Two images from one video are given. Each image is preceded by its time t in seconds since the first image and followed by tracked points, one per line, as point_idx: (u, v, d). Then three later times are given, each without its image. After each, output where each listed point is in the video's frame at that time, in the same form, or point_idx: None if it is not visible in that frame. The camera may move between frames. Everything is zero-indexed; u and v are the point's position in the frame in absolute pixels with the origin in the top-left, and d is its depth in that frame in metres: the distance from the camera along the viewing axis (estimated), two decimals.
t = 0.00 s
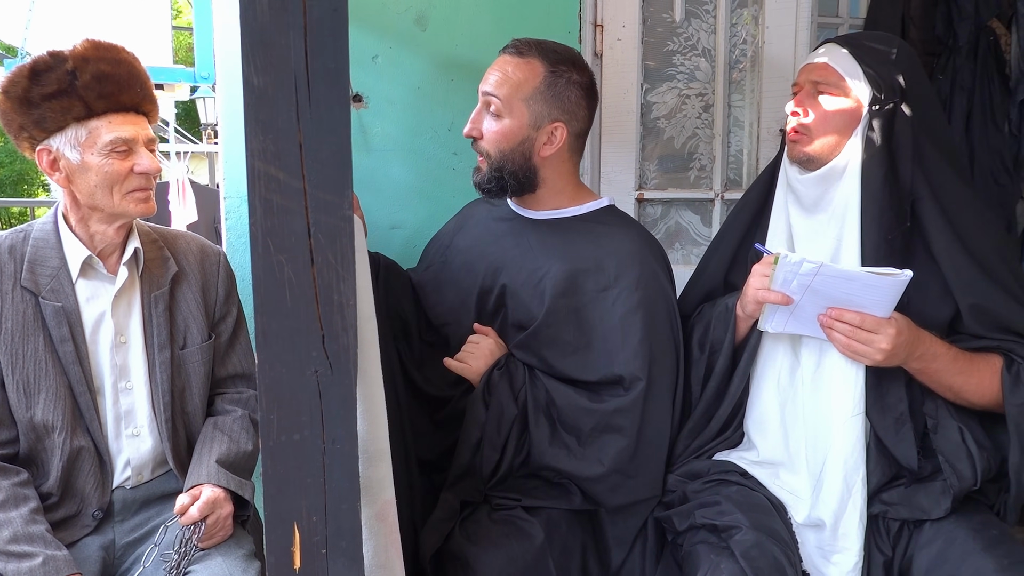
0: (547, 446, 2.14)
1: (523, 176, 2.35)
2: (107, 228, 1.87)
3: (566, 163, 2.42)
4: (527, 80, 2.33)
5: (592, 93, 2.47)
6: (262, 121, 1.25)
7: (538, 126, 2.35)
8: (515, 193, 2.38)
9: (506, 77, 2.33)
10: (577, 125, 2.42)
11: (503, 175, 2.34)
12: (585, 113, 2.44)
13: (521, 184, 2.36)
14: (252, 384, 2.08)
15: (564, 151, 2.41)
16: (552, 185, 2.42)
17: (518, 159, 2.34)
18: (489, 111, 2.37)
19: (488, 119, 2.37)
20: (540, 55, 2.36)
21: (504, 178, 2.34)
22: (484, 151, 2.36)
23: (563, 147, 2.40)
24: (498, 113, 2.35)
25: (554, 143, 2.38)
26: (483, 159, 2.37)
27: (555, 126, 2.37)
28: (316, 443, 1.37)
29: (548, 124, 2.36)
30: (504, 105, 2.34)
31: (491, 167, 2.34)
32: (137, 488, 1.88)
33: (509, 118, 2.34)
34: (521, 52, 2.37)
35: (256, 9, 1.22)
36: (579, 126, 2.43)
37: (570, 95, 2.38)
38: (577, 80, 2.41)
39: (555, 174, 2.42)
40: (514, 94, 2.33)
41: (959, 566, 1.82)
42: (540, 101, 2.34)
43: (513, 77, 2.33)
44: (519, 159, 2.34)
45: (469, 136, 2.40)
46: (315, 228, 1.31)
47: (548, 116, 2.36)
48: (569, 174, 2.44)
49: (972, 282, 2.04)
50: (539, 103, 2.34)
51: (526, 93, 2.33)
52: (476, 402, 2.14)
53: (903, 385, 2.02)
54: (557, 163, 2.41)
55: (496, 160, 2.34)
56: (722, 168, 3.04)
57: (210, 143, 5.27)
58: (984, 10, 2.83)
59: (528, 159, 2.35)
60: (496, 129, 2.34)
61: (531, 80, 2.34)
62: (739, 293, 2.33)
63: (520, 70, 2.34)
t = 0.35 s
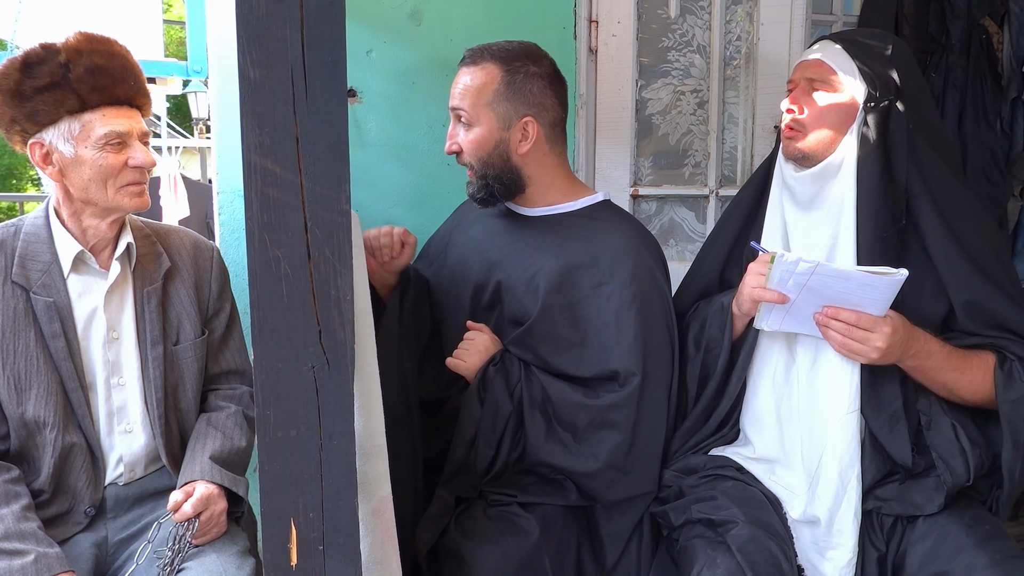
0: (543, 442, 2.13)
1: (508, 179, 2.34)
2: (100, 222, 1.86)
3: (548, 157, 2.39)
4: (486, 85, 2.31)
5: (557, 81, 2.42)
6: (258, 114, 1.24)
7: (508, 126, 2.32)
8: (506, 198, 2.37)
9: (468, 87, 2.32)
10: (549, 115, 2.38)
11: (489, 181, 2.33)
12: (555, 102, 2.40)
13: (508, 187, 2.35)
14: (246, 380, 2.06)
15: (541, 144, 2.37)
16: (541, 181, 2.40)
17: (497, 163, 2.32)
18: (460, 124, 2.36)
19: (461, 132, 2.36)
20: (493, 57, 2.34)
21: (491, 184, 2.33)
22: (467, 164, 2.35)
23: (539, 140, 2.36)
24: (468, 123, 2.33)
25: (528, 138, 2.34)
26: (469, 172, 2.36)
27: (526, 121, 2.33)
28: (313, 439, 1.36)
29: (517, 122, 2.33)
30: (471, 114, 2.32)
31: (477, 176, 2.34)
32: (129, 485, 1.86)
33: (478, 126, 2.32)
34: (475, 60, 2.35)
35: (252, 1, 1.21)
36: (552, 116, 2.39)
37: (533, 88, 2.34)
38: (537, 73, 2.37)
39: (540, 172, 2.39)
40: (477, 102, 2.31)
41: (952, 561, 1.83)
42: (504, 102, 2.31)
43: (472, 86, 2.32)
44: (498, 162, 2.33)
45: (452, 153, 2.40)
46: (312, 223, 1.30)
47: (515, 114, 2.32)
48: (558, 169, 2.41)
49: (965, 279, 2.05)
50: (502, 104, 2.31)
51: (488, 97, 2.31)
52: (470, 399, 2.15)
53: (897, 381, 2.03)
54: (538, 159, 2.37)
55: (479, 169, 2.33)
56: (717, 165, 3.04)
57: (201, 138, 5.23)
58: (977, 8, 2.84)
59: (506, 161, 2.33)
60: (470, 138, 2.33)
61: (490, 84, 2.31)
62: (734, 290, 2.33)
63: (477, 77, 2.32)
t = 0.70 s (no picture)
0: (556, 423, 2.13)
1: (530, 155, 2.34)
2: (112, 212, 1.86)
3: (572, 140, 2.40)
4: (523, 61, 2.32)
5: (591, 69, 2.44)
6: (274, 104, 1.24)
7: (539, 103, 2.33)
8: (525, 174, 2.37)
9: (505, 61, 2.33)
10: (578, 99, 2.39)
11: (512, 155, 2.33)
12: (585, 87, 2.41)
13: (529, 164, 2.35)
14: (256, 370, 2.07)
15: (568, 126, 2.38)
16: (562, 164, 2.40)
17: (523, 138, 2.33)
18: (492, 97, 2.36)
19: (491, 105, 2.36)
20: (534, 35, 2.35)
21: (513, 158, 2.33)
22: (491, 137, 2.36)
23: (566, 121, 2.37)
24: (500, 97, 2.34)
25: (557, 118, 2.35)
26: (491, 145, 2.37)
27: (556, 101, 2.34)
28: (329, 429, 1.37)
29: (548, 100, 2.34)
30: (505, 88, 2.33)
31: (500, 150, 2.34)
32: (142, 473, 1.87)
33: (511, 100, 2.33)
34: (516, 36, 2.37)
35: None
36: (580, 100, 2.40)
37: (567, 69, 2.36)
38: (574, 56, 2.38)
39: (562, 151, 2.39)
40: (512, 76, 2.32)
41: (964, 555, 1.83)
42: (538, 78, 2.32)
43: (510, 60, 2.33)
44: (525, 137, 2.33)
45: (477, 126, 2.40)
46: (328, 213, 1.29)
47: (547, 92, 2.33)
48: (580, 154, 2.42)
49: (978, 271, 2.04)
50: (537, 80, 2.32)
51: (523, 72, 2.32)
52: (484, 378, 2.14)
53: (908, 374, 2.02)
54: (563, 141, 2.38)
55: (503, 143, 2.33)
56: (727, 156, 3.03)
57: (208, 127, 5.23)
58: None
59: (533, 137, 2.33)
60: (500, 112, 2.34)
61: (528, 60, 2.32)
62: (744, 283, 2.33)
63: (516, 53, 2.33)
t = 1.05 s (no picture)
0: (565, 418, 2.13)
1: (539, 147, 2.34)
2: (121, 204, 1.87)
3: (580, 132, 2.40)
4: (533, 52, 2.32)
5: (600, 61, 2.44)
6: (285, 98, 1.25)
7: (549, 95, 2.33)
8: (535, 166, 2.37)
9: (514, 52, 2.32)
10: (587, 91, 2.39)
11: (522, 148, 2.32)
12: (594, 79, 2.41)
13: (539, 156, 2.35)
14: (264, 361, 2.08)
15: (577, 117, 2.38)
16: (569, 157, 2.41)
17: (533, 129, 2.33)
18: (501, 89, 2.35)
19: (501, 97, 2.35)
20: (544, 27, 2.35)
21: (523, 151, 2.32)
22: (501, 129, 2.35)
23: (575, 113, 2.37)
24: (510, 88, 2.33)
25: (566, 110, 2.35)
26: (501, 137, 2.36)
27: (566, 92, 2.34)
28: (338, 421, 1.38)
29: (558, 91, 2.34)
30: (515, 79, 2.32)
31: (510, 142, 2.33)
32: (151, 463, 1.89)
33: (521, 91, 2.32)
34: (527, 28, 2.36)
35: None
36: (590, 93, 2.40)
37: (577, 61, 2.35)
38: (583, 48, 2.38)
39: (570, 143, 2.40)
40: (522, 67, 2.31)
41: (961, 551, 1.83)
42: (549, 70, 2.32)
43: (520, 51, 2.32)
44: (534, 129, 2.33)
45: (486, 118, 2.39)
46: (338, 207, 1.30)
47: (557, 84, 2.33)
48: (587, 146, 2.43)
49: (986, 266, 2.03)
50: (547, 71, 2.32)
51: (533, 64, 2.31)
52: (493, 370, 2.15)
53: (911, 365, 2.02)
54: (572, 132, 2.39)
55: (513, 134, 2.32)
56: (735, 150, 3.02)
57: (218, 119, 5.24)
58: None
59: (543, 129, 2.34)
60: (510, 103, 2.33)
61: (538, 51, 2.32)
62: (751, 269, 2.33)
63: (526, 44, 2.33)
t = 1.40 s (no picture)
0: (567, 407, 2.15)
1: (535, 147, 2.35)
2: (130, 203, 1.89)
3: (576, 131, 2.40)
4: (526, 53, 2.32)
5: (594, 59, 2.43)
6: (293, 98, 1.25)
7: (542, 95, 2.33)
8: (529, 167, 2.38)
9: (507, 54, 2.33)
10: (581, 90, 2.39)
11: (517, 149, 2.34)
12: (588, 78, 2.41)
13: (534, 156, 2.36)
14: (273, 359, 2.10)
15: (572, 117, 2.38)
16: (567, 156, 2.42)
17: (527, 130, 2.33)
18: (496, 90, 2.36)
19: (496, 99, 2.36)
20: (536, 27, 2.34)
21: (518, 152, 2.34)
22: (497, 130, 2.37)
23: (570, 112, 2.37)
24: (504, 90, 2.34)
25: (561, 110, 2.35)
26: (497, 138, 2.38)
27: (560, 92, 2.34)
28: (346, 418, 1.39)
29: (552, 91, 2.34)
30: (508, 81, 2.33)
31: (505, 143, 2.35)
32: (160, 461, 1.90)
33: (514, 92, 2.33)
34: (519, 28, 2.36)
35: None
36: (584, 92, 2.40)
37: (570, 61, 2.35)
38: (576, 47, 2.37)
39: (566, 142, 2.40)
40: (515, 69, 2.32)
41: (972, 540, 1.83)
42: (542, 70, 2.32)
43: (513, 53, 2.32)
44: (529, 129, 2.34)
45: (481, 119, 2.41)
46: (346, 206, 1.31)
47: (550, 84, 2.33)
48: (584, 146, 2.43)
49: (993, 262, 2.04)
50: (540, 72, 2.32)
51: (526, 65, 2.32)
52: (492, 366, 2.18)
53: (922, 358, 2.02)
54: (567, 132, 2.39)
55: (507, 135, 2.34)
56: (741, 148, 3.02)
57: (224, 120, 5.26)
58: None
59: (537, 130, 2.34)
60: (504, 104, 2.34)
61: (531, 52, 2.32)
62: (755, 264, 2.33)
63: (518, 45, 2.33)
